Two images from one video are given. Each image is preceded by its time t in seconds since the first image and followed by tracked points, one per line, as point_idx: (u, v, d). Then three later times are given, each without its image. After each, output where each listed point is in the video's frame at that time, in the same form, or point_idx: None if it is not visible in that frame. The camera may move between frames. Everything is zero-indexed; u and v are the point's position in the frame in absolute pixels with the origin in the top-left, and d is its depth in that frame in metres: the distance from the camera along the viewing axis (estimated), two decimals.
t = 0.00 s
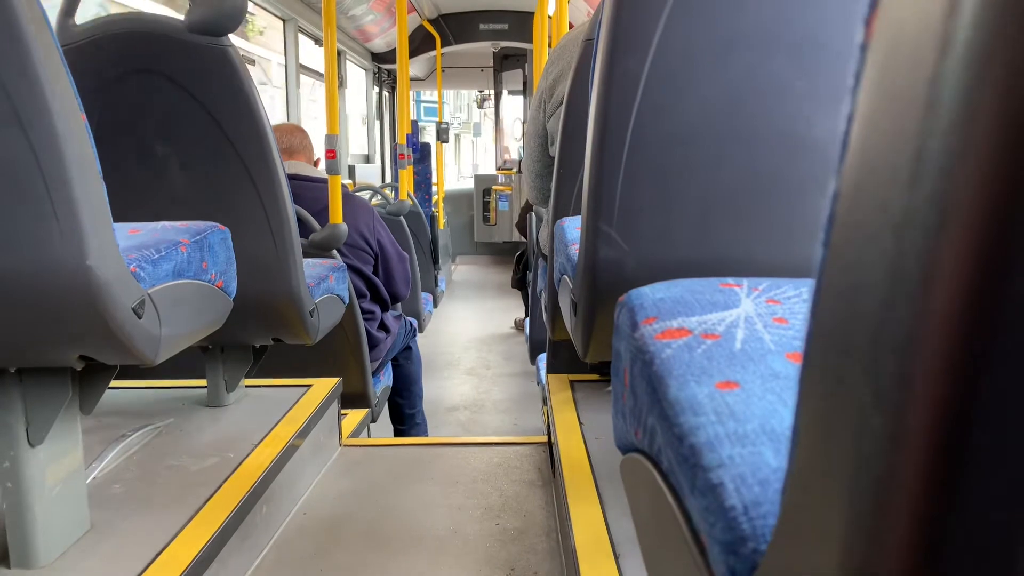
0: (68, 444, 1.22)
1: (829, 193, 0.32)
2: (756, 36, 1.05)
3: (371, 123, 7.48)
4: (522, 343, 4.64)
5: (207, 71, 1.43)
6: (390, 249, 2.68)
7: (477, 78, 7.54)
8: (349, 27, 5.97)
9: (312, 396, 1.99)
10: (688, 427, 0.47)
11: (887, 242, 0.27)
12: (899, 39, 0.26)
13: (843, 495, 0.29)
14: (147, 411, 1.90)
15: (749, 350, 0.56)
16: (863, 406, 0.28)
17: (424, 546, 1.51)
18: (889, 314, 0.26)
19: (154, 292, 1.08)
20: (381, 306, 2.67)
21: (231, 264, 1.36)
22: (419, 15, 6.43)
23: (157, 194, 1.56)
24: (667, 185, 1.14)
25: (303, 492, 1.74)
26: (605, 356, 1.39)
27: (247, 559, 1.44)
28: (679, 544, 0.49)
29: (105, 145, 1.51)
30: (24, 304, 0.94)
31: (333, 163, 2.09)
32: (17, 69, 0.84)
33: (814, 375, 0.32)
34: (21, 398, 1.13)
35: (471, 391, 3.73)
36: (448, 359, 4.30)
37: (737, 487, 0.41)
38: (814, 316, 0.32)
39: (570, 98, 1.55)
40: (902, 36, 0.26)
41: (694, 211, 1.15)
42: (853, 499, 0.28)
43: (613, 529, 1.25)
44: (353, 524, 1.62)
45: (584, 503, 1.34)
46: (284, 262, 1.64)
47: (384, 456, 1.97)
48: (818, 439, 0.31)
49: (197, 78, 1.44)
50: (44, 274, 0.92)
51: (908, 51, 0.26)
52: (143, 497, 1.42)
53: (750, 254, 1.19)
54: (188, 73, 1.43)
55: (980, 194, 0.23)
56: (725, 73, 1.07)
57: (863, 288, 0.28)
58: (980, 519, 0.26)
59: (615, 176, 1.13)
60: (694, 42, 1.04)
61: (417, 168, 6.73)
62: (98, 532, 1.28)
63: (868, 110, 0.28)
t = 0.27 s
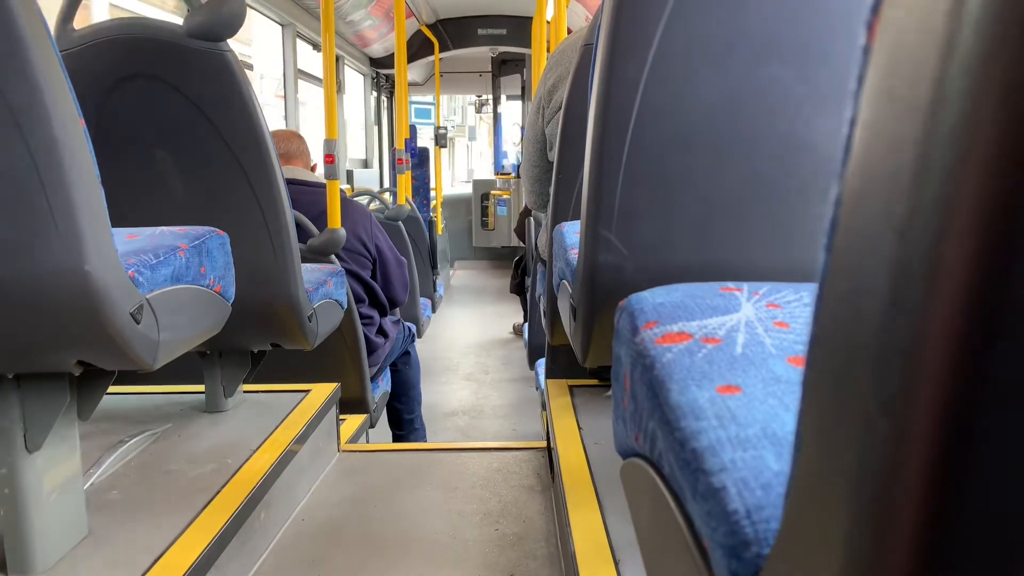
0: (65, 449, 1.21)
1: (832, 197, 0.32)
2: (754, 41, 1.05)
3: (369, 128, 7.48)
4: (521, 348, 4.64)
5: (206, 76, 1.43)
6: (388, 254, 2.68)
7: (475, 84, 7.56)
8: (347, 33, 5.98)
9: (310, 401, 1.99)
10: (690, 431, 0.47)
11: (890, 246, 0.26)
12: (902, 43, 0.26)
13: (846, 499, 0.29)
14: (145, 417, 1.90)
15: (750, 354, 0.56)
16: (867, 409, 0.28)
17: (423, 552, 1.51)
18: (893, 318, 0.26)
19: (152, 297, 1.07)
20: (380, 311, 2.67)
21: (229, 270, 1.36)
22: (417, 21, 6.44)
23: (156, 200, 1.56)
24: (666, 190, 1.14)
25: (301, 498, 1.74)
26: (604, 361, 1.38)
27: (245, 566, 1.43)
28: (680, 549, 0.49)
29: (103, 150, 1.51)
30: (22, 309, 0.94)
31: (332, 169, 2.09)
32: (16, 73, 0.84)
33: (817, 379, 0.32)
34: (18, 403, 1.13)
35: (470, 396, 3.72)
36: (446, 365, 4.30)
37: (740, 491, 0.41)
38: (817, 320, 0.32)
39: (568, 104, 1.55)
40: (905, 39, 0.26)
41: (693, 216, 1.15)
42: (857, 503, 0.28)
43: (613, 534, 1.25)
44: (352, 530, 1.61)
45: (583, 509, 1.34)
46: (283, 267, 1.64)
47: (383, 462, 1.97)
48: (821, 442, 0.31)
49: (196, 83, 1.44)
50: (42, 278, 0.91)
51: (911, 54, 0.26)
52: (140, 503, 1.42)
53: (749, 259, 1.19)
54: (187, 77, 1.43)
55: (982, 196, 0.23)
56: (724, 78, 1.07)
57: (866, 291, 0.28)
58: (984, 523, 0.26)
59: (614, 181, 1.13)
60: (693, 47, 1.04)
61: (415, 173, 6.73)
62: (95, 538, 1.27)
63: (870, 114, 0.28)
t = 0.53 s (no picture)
0: (64, 450, 1.21)
1: (839, 198, 0.32)
2: (757, 43, 1.05)
3: (369, 130, 7.48)
4: (520, 351, 4.64)
5: (206, 77, 1.43)
6: (388, 255, 2.67)
7: (475, 86, 7.56)
8: (347, 34, 5.98)
9: (310, 402, 1.99)
10: (692, 433, 0.46)
11: (899, 247, 0.26)
12: (911, 43, 0.26)
13: (852, 503, 0.29)
14: (144, 418, 1.89)
15: (753, 356, 0.56)
16: (875, 413, 0.28)
17: (422, 554, 1.50)
18: (902, 318, 0.26)
19: (152, 297, 1.07)
20: (379, 313, 2.66)
21: (229, 271, 1.35)
22: (417, 23, 6.45)
23: (156, 200, 1.56)
24: (667, 191, 1.14)
25: (300, 500, 1.73)
26: (604, 363, 1.38)
27: (244, 567, 1.43)
28: (683, 552, 0.48)
29: (103, 150, 1.51)
30: (21, 309, 0.93)
31: (332, 170, 2.08)
32: (17, 73, 0.84)
33: (822, 381, 0.32)
34: (17, 403, 1.13)
35: (469, 398, 3.72)
36: (446, 367, 4.29)
37: (743, 493, 0.41)
38: (823, 321, 0.32)
39: (569, 105, 1.55)
40: (914, 39, 0.26)
41: (695, 218, 1.15)
42: (864, 505, 0.28)
43: (613, 536, 1.25)
44: (351, 531, 1.61)
45: (583, 511, 1.33)
46: (283, 268, 1.64)
47: (382, 463, 1.96)
48: (827, 444, 0.31)
49: (196, 83, 1.44)
50: (42, 278, 0.91)
51: (921, 54, 0.25)
52: (139, 504, 1.41)
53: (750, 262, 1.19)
54: (188, 78, 1.43)
55: (993, 197, 0.23)
56: (726, 81, 1.07)
57: (875, 291, 0.28)
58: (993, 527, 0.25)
59: (616, 182, 1.13)
60: (695, 49, 1.04)
61: (415, 175, 6.73)
62: (94, 539, 1.27)
63: (880, 114, 0.28)
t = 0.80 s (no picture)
0: (65, 447, 1.21)
1: (839, 201, 0.32)
2: (760, 44, 1.05)
3: (371, 129, 7.48)
4: (521, 350, 4.64)
5: (208, 75, 1.43)
6: (389, 254, 2.68)
7: (477, 85, 7.56)
8: (350, 33, 5.98)
9: (311, 401, 1.99)
10: (693, 434, 0.46)
11: (898, 251, 0.26)
12: (912, 47, 0.26)
13: (851, 505, 0.29)
14: (145, 415, 1.90)
15: (753, 358, 0.56)
16: (875, 415, 0.28)
17: (422, 553, 1.50)
18: (901, 322, 0.26)
19: (154, 295, 1.07)
20: (380, 312, 2.67)
21: (231, 269, 1.36)
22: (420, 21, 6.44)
23: (158, 198, 1.56)
24: (669, 192, 1.14)
25: (301, 498, 1.74)
26: (605, 363, 1.38)
27: (244, 565, 1.43)
28: (682, 553, 0.48)
29: (106, 148, 1.51)
30: (23, 306, 0.94)
31: (334, 168, 2.09)
32: (20, 70, 0.84)
33: (822, 383, 0.32)
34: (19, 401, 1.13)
35: (470, 397, 3.72)
36: (446, 365, 4.30)
37: (743, 495, 0.41)
38: (823, 323, 0.32)
39: (571, 105, 1.55)
40: (914, 44, 0.26)
41: (696, 219, 1.15)
42: (863, 507, 0.28)
43: (613, 536, 1.25)
44: (351, 530, 1.61)
45: (583, 510, 1.34)
46: (284, 266, 1.64)
47: (383, 462, 1.97)
48: (826, 446, 0.31)
49: (198, 81, 1.44)
50: (43, 276, 0.91)
51: (921, 58, 0.26)
52: (140, 501, 1.42)
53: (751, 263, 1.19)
54: (189, 76, 1.43)
55: (992, 202, 0.23)
56: (728, 81, 1.07)
57: (875, 294, 0.28)
58: (991, 530, 0.26)
59: (617, 182, 1.13)
60: (698, 49, 1.04)
61: (416, 174, 6.73)
62: (95, 536, 1.27)
63: (880, 118, 0.28)
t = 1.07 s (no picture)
0: (66, 443, 1.22)
1: (835, 198, 0.32)
2: (761, 41, 1.04)
3: (372, 125, 7.48)
4: (522, 347, 4.64)
5: (209, 72, 1.43)
6: (390, 251, 2.68)
7: (479, 82, 7.55)
8: (351, 30, 5.98)
9: (311, 397, 1.99)
10: (690, 431, 0.47)
11: (893, 248, 0.26)
12: (908, 45, 0.26)
13: (847, 502, 0.29)
14: (146, 411, 1.90)
15: (752, 355, 0.56)
16: (871, 413, 0.28)
17: (422, 549, 1.51)
18: (897, 318, 0.26)
19: (154, 291, 1.08)
20: (381, 308, 2.67)
21: (232, 265, 1.36)
22: (421, 18, 6.44)
23: (159, 194, 1.56)
24: (669, 190, 1.14)
25: (301, 494, 1.74)
26: (605, 360, 1.39)
27: (245, 560, 1.43)
28: (680, 550, 0.49)
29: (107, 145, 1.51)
30: (23, 302, 0.94)
31: (334, 165, 2.09)
32: (20, 66, 0.84)
33: (819, 380, 0.32)
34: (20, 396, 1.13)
35: (471, 394, 3.73)
36: (448, 362, 4.30)
37: (740, 491, 0.41)
38: (819, 320, 0.32)
39: (572, 102, 1.55)
40: (910, 42, 0.26)
41: (696, 216, 1.15)
42: (858, 503, 0.28)
43: (612, 533, 1.25)
44: (352, 526, 1.61)
45: (583, 507, 1.34)
46: (285, 263, 1.64)
47: (383, 458, 1.97)
48: (823, 443, 0.31)
49: (199, 77, 1.44)
50: (44, 272, 0.91)
51: (917, 55, 0.26)
52: (140, 497, 1.42)
53: (751, 260, 1.19)
54: (190, 72, 1.43)
55: (986, 199, 0.23)
56: (728, 79, 1.07)
57: (871, 291, 0.28)
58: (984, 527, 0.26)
59: (618, 180, 1.13)
60: (699, 46, 1.04)
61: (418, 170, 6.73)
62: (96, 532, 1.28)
63: (875, 116, 0.28)
